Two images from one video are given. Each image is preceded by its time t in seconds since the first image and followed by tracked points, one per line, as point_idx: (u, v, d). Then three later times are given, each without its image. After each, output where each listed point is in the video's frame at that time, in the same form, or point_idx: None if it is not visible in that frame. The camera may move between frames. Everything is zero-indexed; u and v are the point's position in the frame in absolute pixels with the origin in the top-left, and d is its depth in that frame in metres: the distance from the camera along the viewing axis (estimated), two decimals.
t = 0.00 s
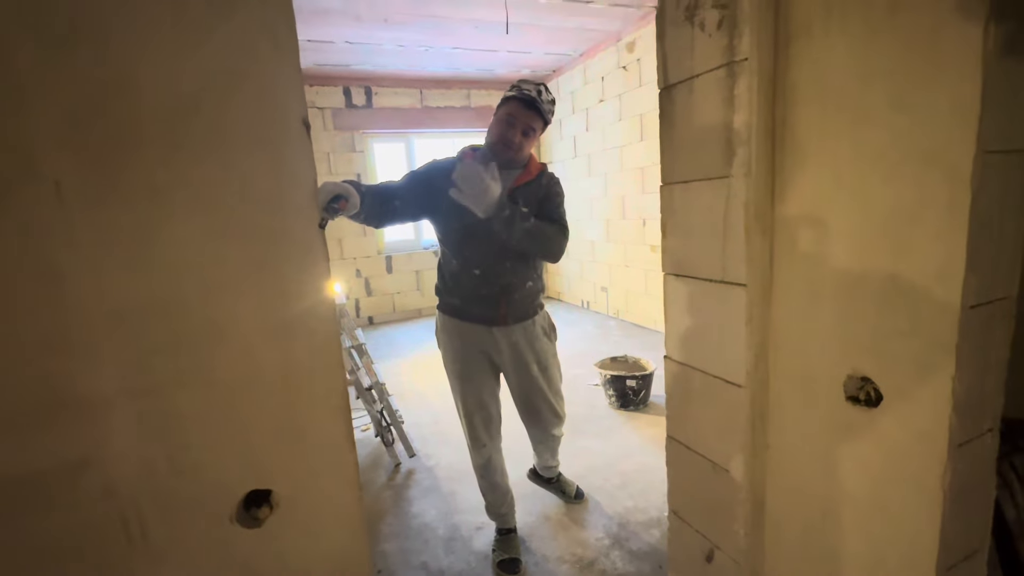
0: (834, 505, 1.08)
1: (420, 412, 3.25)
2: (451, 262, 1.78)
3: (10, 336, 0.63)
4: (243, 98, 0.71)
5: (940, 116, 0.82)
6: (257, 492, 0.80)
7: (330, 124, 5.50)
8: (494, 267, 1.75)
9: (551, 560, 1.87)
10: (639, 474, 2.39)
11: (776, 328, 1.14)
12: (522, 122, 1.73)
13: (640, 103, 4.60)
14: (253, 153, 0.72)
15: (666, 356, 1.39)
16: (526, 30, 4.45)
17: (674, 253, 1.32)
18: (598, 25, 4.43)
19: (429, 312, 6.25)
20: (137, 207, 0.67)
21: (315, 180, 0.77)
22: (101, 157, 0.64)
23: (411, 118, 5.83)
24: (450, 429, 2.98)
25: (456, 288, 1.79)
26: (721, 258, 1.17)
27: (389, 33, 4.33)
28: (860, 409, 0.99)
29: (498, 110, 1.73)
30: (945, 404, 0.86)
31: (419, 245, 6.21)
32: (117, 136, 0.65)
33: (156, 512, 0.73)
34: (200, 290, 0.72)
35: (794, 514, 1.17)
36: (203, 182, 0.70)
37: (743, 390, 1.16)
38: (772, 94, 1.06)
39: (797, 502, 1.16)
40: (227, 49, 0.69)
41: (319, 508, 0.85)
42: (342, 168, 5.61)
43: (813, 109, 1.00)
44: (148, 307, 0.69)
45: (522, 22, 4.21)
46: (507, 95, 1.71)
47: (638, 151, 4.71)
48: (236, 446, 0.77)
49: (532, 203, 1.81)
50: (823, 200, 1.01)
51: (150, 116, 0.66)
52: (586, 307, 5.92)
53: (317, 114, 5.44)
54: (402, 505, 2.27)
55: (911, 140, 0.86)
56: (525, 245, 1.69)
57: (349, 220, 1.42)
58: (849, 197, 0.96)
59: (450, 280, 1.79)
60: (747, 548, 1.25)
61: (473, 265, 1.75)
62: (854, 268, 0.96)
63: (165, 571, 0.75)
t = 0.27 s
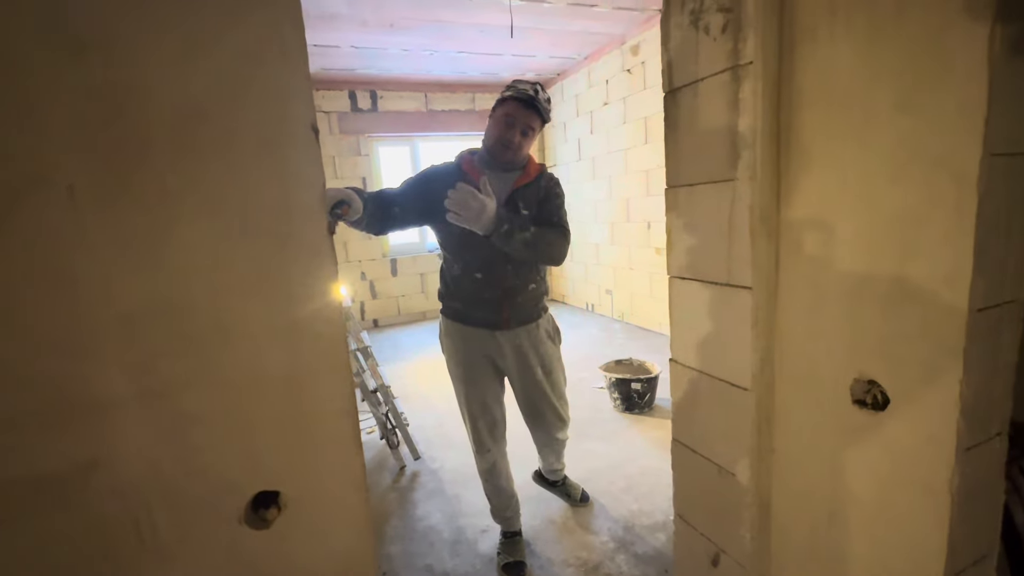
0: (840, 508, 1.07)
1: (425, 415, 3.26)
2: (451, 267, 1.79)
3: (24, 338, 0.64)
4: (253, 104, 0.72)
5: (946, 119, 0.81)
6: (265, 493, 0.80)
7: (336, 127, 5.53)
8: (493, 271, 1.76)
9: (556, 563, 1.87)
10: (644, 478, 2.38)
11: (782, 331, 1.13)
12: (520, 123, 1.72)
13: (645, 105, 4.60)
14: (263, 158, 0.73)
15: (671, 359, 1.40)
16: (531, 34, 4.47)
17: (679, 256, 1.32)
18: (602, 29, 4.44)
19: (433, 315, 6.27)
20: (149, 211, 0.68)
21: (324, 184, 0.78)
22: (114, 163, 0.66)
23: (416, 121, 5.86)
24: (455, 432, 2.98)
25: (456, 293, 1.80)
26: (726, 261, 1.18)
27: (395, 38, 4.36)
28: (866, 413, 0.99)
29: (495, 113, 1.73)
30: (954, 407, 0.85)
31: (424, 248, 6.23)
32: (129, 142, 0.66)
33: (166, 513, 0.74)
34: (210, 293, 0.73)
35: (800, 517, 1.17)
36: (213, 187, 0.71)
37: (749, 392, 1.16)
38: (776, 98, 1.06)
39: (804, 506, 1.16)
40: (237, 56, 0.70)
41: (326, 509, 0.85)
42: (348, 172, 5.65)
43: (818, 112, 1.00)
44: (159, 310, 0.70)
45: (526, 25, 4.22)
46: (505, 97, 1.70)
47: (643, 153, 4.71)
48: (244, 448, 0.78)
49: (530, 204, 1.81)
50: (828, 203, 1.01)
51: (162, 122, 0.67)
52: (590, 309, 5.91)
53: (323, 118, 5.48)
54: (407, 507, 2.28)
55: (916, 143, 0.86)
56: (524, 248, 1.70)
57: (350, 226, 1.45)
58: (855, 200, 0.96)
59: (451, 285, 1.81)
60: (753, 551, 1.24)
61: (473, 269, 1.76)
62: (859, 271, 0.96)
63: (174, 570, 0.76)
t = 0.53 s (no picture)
0: (843, 510, 1.07)
1: (428, 417, 3.26)
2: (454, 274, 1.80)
3: (34, 341, 0.65)
4: (258, 109, 0.73)
5: (947, 121, 0.82)
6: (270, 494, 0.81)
7: (339, 130, 5.56)
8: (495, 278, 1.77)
9: (559, 565, 1.87)
10: (647, 480, 2.38)
11: (784, 333, 1.14)
12: (515, 125, 1.68)
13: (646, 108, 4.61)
14: (268, 162, 0.74)
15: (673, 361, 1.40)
16: (533, 37, 4.48)
17: (681, 258, 1.33)
18: (604, 31, 4.46)
19: (435, 317, 6.27)
20: (156, 215, 0.69)
21: (328, 187, 0.79)
22: (122, 168, 0.67)
23: (419, 124, 5.88)
24: (458, 434, 2.99)
25: (459, 300, 1.81)
26: (728, 263, 1.18)
27: (398, 41, 4.38)
28: (868, 415, 0.99)
29: (488, 115, 1.67)
30: (956, 409, 0.85)
31: (426, 250, 6.25)
32: (137, 147, 0.67)
33: (172, 514, 0.75)
34: (216, 296, 0.74)
35: (802, 519, 1.17)
36: (219, 191, 0.72)
37: (751, 394, 1.16)
38: (777, 101, 1.07)
39: (807, 509, 1.16)
40: (243, 62, 0.71)
41: (329, 511, 0.86)
42: (350, 174, 5.67)
43: (819, 115, 1.01)
44: (166, 313, 0.71)
45: (528, 28, 4.24)
46: (500, 99, 1.62)
47: (645, 156, 4.72)
48: (249, 449, 0.79)
49: (528, 206, 1.80)
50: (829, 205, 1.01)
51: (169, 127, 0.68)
52: (592, 311, 5.91)
53: (326, 121, 5.51)
54: (409, 509, 2.28)
55: (917, 146, 0.86)
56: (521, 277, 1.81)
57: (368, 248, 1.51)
58: (856, 202, 0.96)
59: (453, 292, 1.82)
60: (755, 553, 1.24)
61: (475, 276, 1.77)
62: (860, 273, 0.96)
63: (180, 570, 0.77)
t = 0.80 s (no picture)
0: (841, 510, 1.08)
1: (428, 418, 3.26)
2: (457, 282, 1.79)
3: (38, 342, 0.65)
4: (260, 111, 0.73)
5: (942, 123, 0.83)
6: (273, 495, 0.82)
7: (339, 132, 5.56)
8: (502, 283, 1.79)
9: (558, 566, 1.87)
10: (647, 481, 2.38)
11: (783, 333, 1.14)
12: (512, 130, 1.71)
13: (646, 109, 4.62)
14: (269, 164, 0.75)
15: (672, 361, 1.41)
16: (532, 38, 4.49)
17: (680, 258, 1.33)
18: (604, 33, 4.47)
19: (435, 319, 6.28)
20: (159, 218, 0.70)
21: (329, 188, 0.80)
22: (125, 170, 0.67)
23: (419, 125, 5.89)
24: (458, 435, 2.99)
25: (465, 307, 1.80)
26: (726, 264, 1.18)
27: (397, 43, 4.39)
28: (866, 415, 0.99)
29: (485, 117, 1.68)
30: (953, 409, 0.86)
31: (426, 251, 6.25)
32: (139, 149, 0.67)
33: (175, 514, 0.76)
34: (217, 297, 0.74)
35: (801, 519, 1.18)
36: (222, 192, 0.73)
37: (750, 395, 1.17)
38: (775, 102, 1.07)
39: (805, 509, 1.16)
40: (245, 65, 0.72)
41: (332, 511, 0.86)
42: (350, 176, 5.68)
43: (817, 117, 1.01)
44: (168, 313, 0.72)
45: (528, 30, 4.25)
46: (499, 103, 1.62)
47: (644, 157, 4.73)
48: (251, 449, 0.79)
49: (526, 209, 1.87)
50: (827, 206, 1.02)
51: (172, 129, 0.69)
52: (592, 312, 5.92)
53: (326, 123, 5.52)
54: (410, 510, 2.28)
55: (914, 147, 0.87)
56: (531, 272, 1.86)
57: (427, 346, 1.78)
58: (854, 203, 0.97)
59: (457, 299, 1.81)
60: (755, 553, 1.24)
61: (480, 282, 1.78)
62: (858, 274, 0.97)
63: (181, 570, 0.77)
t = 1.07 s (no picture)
0: (838, 509, 1.08)
1: (426, 418, 3.26)
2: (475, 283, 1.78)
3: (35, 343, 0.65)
4: (256, 112, 0.74)
5: (937, 123, 0.83)
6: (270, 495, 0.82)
7: (337, 132, 5.56)
8: (516, 277, 1.86)
9: (556, 566, 1.87)
10: (645, 480, 2.39)
11: (780, 333, 1.14)
12: (509, 126, 1.76)
13: (644, 109, 4.63)
14: (265, 165, 0.75)
15: (670, 361, 1.41)
16: (530, 39, 4.50)
17: (677, 258, 1.34)
18: (601, 33, 4.47)
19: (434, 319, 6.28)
20: (156, 219, 0.70)
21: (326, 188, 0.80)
22: (122, 171, 0.67)
23: (417, 125, 5.89)
24: (456, 435, 2.99)
25: (484, 305, 1.80)
26: (723, 264, 1.19)
27: (395, 43, 4.39)
28: (863, 414, 1.00)
29: (488, 116, 1.70)
30: (948, 408, 0.86)
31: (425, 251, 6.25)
32: (136, 149, 0.67)
33: (173, 515, 0.76)
34: (215, 298, 0.74)
35: (798, 518, 1.18)
36: (219, 193, 0.73)
37: (747, 395, 1.17)
38: (771, 103, 1.08)
39: (802, 509, 1.16)
40: (242, 66, 0.72)
41: (330, 511, 0.86)
42: (348, 176, 5.67)
43: (814, 118, 1.02)
44: (166, 314, 0.72)
45: (526, 30, 4.26)
46: (498, 100, 1.67)
47: (642, 157, 4.73)
48: (249, 449, 0.79)
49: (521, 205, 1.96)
50: (823, 206, 1.02)
51: (168, 131, 0.69)
52: (591, 312, 5.93)
53: (324, 123, 5.51)
54: (408, 510, 2.29)
55: (909, 148, 0.87)
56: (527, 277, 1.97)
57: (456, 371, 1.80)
58: (850, 203, 0.97)
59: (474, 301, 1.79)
60: (752, 552, 1.25)
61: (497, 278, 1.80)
62: (854, 273, 0.97)
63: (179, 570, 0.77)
